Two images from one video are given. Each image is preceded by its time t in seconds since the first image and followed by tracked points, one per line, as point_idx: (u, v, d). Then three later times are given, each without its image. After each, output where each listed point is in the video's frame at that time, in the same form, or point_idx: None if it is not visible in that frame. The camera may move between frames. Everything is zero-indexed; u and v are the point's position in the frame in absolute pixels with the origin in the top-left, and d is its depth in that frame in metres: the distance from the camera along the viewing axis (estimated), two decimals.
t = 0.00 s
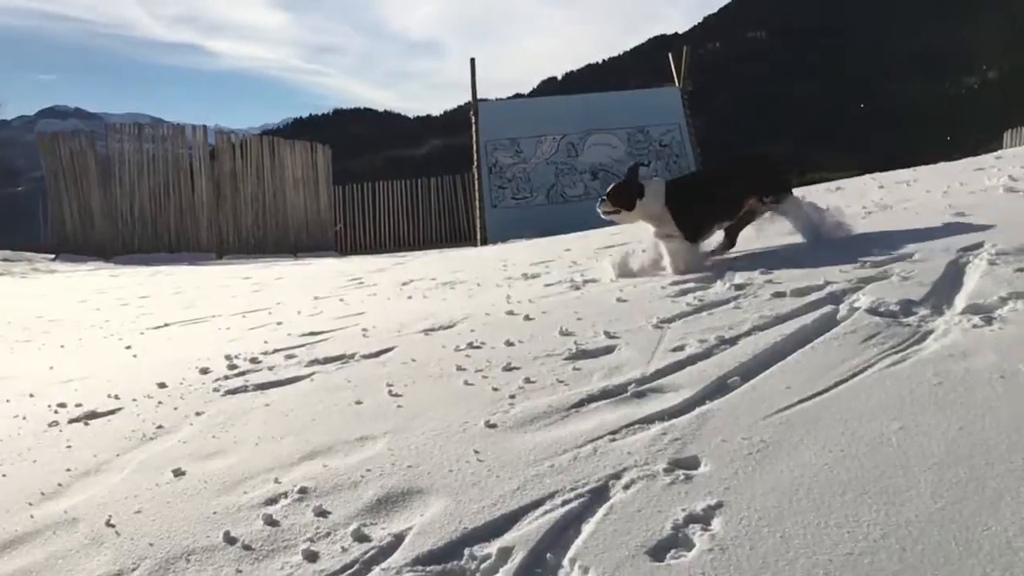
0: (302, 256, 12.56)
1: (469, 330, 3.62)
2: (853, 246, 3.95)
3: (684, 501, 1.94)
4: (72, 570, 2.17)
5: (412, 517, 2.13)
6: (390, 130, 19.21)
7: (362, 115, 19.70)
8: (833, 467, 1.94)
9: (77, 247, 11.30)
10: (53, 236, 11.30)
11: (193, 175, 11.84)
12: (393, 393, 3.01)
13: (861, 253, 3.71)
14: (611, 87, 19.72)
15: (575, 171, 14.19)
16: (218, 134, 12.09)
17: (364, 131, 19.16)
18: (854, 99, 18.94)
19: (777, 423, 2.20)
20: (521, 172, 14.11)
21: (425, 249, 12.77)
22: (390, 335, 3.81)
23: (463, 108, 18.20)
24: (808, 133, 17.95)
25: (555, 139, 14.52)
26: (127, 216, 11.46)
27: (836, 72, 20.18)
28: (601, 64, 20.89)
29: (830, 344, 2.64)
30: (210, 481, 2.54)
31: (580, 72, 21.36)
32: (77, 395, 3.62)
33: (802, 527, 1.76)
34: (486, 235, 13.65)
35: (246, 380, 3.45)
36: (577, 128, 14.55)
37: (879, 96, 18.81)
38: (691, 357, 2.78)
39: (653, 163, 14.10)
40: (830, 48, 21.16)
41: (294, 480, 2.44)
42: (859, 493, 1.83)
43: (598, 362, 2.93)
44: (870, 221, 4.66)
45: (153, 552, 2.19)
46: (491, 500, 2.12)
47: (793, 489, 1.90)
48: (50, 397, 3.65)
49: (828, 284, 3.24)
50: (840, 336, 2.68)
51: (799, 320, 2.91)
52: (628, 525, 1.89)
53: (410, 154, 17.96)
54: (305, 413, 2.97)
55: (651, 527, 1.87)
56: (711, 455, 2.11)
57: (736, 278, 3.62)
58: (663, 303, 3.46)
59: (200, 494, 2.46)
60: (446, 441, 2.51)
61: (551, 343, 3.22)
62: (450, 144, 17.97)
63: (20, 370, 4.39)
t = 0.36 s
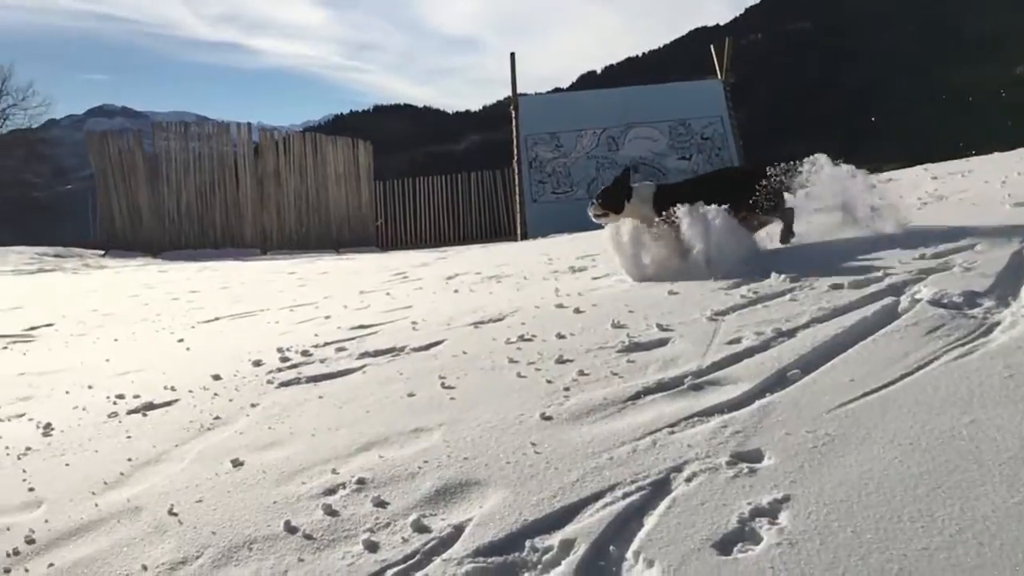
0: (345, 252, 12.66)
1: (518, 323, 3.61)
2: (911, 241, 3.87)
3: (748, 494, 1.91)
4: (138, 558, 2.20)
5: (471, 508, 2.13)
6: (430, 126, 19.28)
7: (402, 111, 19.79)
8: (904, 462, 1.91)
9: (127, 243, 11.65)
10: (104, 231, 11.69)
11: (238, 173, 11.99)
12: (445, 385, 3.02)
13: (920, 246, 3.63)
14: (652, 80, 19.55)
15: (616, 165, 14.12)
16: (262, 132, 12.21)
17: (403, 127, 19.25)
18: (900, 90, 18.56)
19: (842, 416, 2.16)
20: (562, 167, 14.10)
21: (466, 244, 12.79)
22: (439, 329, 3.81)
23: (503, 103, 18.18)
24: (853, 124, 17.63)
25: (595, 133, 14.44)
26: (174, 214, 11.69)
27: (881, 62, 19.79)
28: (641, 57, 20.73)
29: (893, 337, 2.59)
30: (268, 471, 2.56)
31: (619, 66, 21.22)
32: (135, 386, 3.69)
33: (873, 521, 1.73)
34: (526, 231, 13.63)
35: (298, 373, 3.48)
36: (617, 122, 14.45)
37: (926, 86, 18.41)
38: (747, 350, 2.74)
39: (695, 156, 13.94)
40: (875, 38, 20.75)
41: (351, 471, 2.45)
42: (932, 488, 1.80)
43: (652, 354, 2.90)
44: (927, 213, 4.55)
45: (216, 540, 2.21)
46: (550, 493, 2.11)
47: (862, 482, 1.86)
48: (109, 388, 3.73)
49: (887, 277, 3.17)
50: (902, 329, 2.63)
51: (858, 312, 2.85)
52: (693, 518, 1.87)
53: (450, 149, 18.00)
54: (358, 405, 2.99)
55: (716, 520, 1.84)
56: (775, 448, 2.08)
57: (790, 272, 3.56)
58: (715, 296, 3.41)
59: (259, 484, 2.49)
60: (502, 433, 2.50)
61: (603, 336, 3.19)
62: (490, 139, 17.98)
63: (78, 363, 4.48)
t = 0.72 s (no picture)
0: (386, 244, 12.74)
1: (566, 312, 3.59)
2: (968, 232, 3.79)
3: (814, 483, 1.89)
4: (200, 541, 2.23)
5: (529, 495, 2.12)
6: (469, 119, 19.29)
7: (441, 104, 19.82)
8: (975, 453, 1.88)
9: (174, 236, 11.86)
10: (151, 225, 11.91)
11: (281, 167, 12.12)
12: (497, 373, 3.01)
13: (980, 236, 3.55)
14: (693, 70, 19.36)
15: (658, 156, 14.02)
16: (304, 126, 12.32)
17: (443, 120, 19.29)
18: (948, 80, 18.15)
19: (908, 404, 2.13)
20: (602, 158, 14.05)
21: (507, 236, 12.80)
22: (487, 318, 3.81)
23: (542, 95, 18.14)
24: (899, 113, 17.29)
25: (636, 124, 14.34)
26: (218, 208, 11.87)
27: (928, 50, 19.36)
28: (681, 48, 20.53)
29: (956, 324, 2.54)
30: (323, 458, 2.58)
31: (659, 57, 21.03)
32: (189, 374, 3.74)
33: (948, 512, 1.72)
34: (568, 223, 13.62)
35: (349, 362, 3.50)
36: (659, 113, 14.35)
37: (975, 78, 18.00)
38: (804, 338, 2.70)
39: (738, 146, 13.84)
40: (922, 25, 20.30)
41: (406, 458, 2.46)
42: (1005, 479, 1.78)
43: (706, 343, 2.87)
44: (984, 200, 4.45)
45: (275, 525, 2.24)
46: (608, 480, 2.09)
47: (932, 472, 1.84)
48: (163, 377, 3.79)
49: (946, 268, 3.11)
50: (966, 317, 2.57)
51: (920, 301, 2.80)
52: (757, 506, 1.85)
53: (490, 141, 18.00)
54: (410, 393, 3.00)
55: (781, 509, 1.82)
56: (838, 437, 2.05)
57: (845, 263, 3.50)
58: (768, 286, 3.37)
59: (316, 470, 2.51)
60: (556, 421, 2.49)
61: (654, 325, 3.17)
62: (529, 131, 17.94)
63: (132, 352, 4.57)
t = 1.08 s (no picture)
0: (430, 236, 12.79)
1: (618, 302, 3.56)
2: None
3: (883, 473, 1.86)
4: (259, 525, 2.26)
5: (588, 482, 2.10)
6: (512, 110, 19.25)
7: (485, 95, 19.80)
8: None
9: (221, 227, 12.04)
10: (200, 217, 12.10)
11: (326, 160, 12.21)
12: (550, 362, 3.00)
13: None
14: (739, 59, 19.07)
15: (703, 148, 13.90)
16: (349, 120, 12.40)
17: (487, 112, 19.28)
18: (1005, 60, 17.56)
19: (978, 395, 2.09)
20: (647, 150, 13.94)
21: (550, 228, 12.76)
22: (537, 307, 3.80)
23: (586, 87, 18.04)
24: (954, 98, 16.82)
25: (681, 115, 14.16)
26: (265, 201, 12.01)
27: (987, 32, 18.77)
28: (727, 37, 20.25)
29: None
30: (379, 444, 2.59)
31: (705, 46, 20.77)
32: (243, 362, 3.78)
33: None
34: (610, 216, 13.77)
35: (400, 350, 3.51)
36: (704, 103, 14.14)
37: None
38: (867, 328, 2.65)
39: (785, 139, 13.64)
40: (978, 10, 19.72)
41: (462, 445, 2.46)
42: None
43: (763, 332, 2.82)
44: None
45: (333, 509, 2.25)
46: (668, 469, 2.07)
47: (1007, 464, 1.81)
48: (218, 364, 3.83)
49: (1012, 261, 3.03)
50: None
51: (985, 291, 2.74)
52: (823, 496, 1.82)
53: (533, 133, 17.96)
54: (463, 381, 3.00)
55: (848, 499, 1.80)
56: (906, 428, 2.01)
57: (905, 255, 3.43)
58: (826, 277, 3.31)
59: (372, 455, 2.52)
60: (613, 409, 2.47)
61: (710, 314, 3.13)
62: (572, 122, 17.85)
63: (187, 339, 4.64)
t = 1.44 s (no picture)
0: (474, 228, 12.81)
1: (669, 293, 3.53)
2: None
3: (954, 467, 1.83)
4: (317, 508, 2.28)
5: (646, 472, 2.09)
6: (556, 104, 19.21)
7: (528, 88, 19.77)
8: None
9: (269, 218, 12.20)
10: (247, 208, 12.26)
11: (371, 152, 12.30)
12: (603, 351, 2.98)
13: None
14: (787, 50, 18.81)
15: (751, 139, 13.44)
16: (395, 112, 12.47)
17: (530, 105, 19.25)
18: None
19: None
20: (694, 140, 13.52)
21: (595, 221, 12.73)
22: (588, 297, 3.78)
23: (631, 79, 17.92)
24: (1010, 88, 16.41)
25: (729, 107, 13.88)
26: (311, 192, 12.13)
27: None
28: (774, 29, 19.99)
29: None
30: (433, 431, 2.60)
31: (753, 37, 20.47)
32: (295, 349, 3.83)
33: None
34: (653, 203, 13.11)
35: (451, 339, 3.52)
36: (753, 97, 13.93)
37: None
38: (931, 321, 2.60)
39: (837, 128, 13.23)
40: None
41: (517, 433, 2.45)
42: None
43: (823, 323, 2.78)
44: None
45: (390, 495, 2.26)
46: (729, 459, 2.04)
47: None
48: (271, 351, 3.88)
49: None
50: None
51: None
52: (893, 489, 1.80)
53: (577, 126, 17.89)
54: (516, 370, 2.99)
55: (919, 492, 1.78)
56: (977, 421, 1.98)
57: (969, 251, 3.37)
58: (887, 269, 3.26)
59: (427, 442, 2.53)
60: (670, 399, 2.44)
61: (766, 305, 3.09)
62: (616, 115, 17.75)
63: (240, 327, 4.71)
